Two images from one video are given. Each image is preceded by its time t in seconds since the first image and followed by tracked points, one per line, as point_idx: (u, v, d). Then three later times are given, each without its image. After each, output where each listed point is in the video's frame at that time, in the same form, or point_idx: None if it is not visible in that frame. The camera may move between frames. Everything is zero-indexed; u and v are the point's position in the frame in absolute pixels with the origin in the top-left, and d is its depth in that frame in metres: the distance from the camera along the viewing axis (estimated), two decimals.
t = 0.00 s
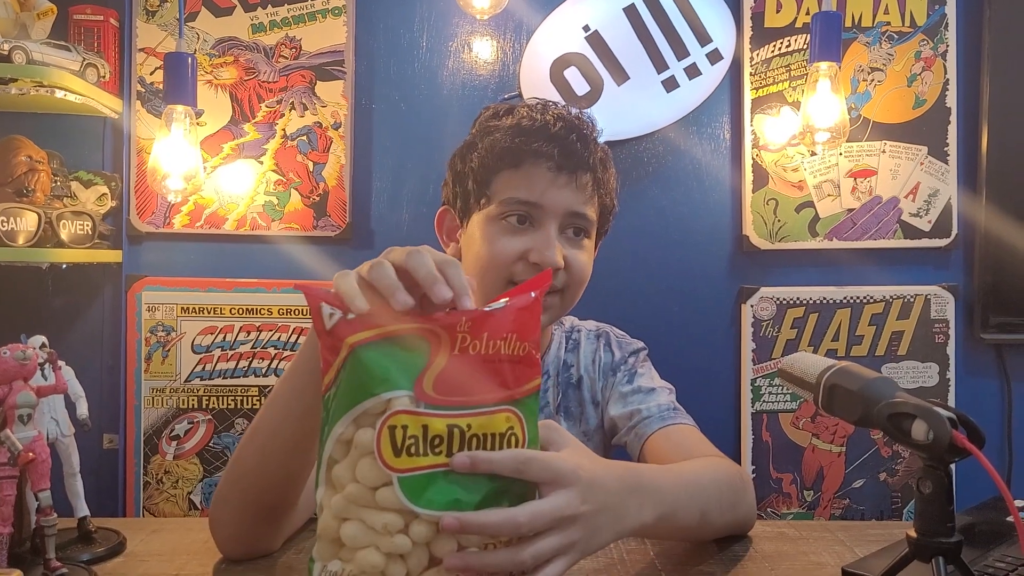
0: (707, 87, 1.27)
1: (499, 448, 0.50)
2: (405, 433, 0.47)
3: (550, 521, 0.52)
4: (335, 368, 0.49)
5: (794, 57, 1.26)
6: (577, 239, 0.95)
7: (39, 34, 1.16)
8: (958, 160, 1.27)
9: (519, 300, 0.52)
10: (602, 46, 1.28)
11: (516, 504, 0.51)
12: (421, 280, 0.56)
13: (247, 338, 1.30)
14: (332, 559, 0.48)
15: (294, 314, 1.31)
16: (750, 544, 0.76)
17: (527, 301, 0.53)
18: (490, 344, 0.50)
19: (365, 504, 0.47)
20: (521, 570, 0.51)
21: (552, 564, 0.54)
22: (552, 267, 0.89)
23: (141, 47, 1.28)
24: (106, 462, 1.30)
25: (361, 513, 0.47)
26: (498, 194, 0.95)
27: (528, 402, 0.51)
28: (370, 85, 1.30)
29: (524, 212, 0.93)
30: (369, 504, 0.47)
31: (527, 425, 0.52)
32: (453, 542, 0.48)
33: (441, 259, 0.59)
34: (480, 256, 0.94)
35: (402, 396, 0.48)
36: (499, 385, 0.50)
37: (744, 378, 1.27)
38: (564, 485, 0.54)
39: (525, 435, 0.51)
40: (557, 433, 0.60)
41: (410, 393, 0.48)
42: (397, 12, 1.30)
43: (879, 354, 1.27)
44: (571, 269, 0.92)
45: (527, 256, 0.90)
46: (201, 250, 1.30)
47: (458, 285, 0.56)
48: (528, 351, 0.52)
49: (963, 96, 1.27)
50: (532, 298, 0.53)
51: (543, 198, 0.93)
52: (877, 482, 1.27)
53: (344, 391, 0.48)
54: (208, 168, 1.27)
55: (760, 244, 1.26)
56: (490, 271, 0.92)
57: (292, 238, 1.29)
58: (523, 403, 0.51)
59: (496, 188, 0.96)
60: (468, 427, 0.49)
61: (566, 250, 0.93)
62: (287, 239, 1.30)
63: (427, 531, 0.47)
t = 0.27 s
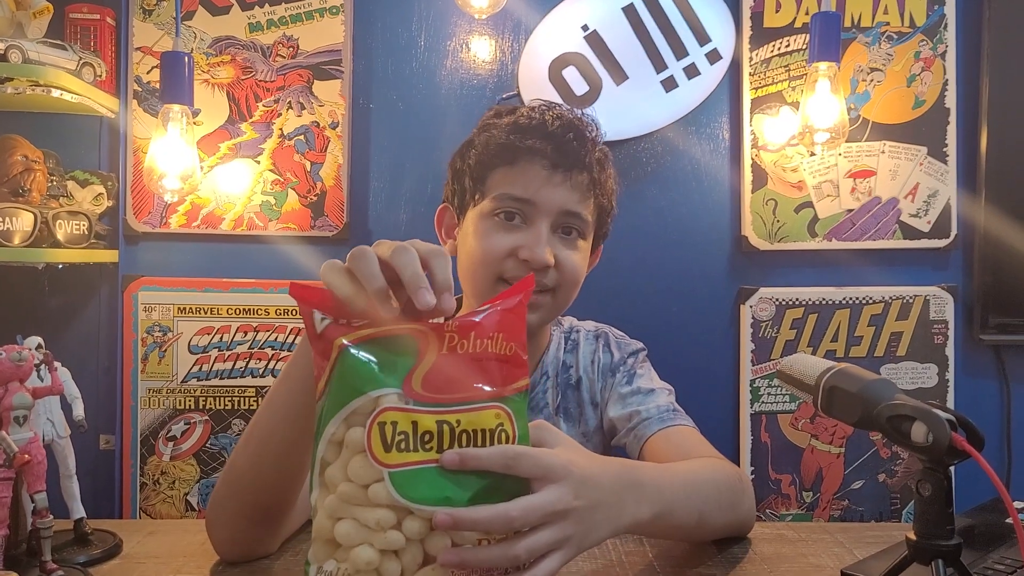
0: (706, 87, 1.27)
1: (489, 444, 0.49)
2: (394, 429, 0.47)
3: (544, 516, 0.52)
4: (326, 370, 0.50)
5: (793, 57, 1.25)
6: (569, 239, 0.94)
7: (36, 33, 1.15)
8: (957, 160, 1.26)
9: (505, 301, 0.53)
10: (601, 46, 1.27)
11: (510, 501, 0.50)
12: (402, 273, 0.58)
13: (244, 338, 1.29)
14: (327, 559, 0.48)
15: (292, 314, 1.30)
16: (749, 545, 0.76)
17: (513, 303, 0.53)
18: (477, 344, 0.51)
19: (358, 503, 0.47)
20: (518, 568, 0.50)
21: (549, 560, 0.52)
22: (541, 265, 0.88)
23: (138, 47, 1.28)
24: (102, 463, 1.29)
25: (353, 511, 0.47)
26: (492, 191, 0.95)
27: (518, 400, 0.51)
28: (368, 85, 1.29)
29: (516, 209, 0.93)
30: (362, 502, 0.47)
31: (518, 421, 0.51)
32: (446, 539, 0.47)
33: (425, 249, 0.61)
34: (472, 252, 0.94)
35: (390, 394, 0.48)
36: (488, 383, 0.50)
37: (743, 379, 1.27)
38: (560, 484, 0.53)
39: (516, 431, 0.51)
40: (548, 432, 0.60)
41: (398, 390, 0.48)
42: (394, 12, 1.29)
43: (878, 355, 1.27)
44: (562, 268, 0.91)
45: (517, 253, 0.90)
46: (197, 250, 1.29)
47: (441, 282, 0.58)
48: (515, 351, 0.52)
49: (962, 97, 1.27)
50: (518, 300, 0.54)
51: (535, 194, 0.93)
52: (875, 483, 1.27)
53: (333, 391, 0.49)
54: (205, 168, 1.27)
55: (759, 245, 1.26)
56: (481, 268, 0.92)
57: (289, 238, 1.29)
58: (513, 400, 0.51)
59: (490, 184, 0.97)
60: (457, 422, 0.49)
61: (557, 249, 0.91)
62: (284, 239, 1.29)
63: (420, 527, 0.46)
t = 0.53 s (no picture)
0: (705, 88, 1.27)
1: (493, 448, 0.49)
2: (398, 432, 0.47)
3: (547, 519, 0.52)
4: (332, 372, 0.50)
5: (793, 58, 1.25)
6: (576, 250, 0.95)
7: (37, 34, 1.15)
8: (957, 161, 1.26)
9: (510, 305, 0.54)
10: (601, 47, 1.27)
11: (512, 503, 0.50)
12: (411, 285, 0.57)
13: (245, 338, 1.30)
14: (330, 560, 0.48)
15: (292, 314, 1.30)
16: (749, 546, 0.76)
17: (518, 307, 0.54)
18: (483, 346, 0.51)
19: (361, 504, 0.47)
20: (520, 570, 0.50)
21: (550, 564, 0.53)
22: (548, 269, 0.89)
23: (139, 47, 1.28)
24: (103, 463, 1.30)
25: (357, 512, 0.47)
26: (510, 186, 0.96)
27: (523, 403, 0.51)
28: (368, 85, 1.29)
29: (534, 209, 0.93)
30: (365, 503, 0.47)
31: (523, 424, 0.51)
32: (449, 542, 0.47)
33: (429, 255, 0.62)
34: (480, 245, 0.92)
35: (395, 395, 0.48)
36: (492, 385, 0.50)
37: (743, 379, 1.27)
38: (561, 486, 0.54)
39: (520, 435, 0.51)
40: (551, 436, 0.60)
41: (403, 392, 0.48)
42: (395, 12, 1.30)
43: (877, 356, 1.27)
44: (565, 275, 0.92)
45: (526, 253, 0.89)
46: (198, 250, 1.30)
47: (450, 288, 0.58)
48: (521, 353, 0.52)
49: (962, 97, 1.27)
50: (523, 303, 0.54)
51: (557, 200, 0.94)
52: (875, 483, 1.27)
53: (339, 393, 0.49)
54: (206, 168, 1.27)
55: (758, 245, 1.26)
56: (488, 261, 0.91)
57: (289, 238, 1.29)
58: (518, 403, 0.51)
59: (510, 180, 0.97)
60: (461, 425, 0.49)
61: (565, 258, 0.92)
62: (285, 240, 1.30)
63: (423, 529, 0.47)
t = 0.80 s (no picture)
0: (701, 87, 1.27)
1: (495, 446, 0.49)
2: (398, 429, 0.48)
3: (547, 519, 0.52)
4: (333, 369, 0.50)
5: (788, 58, 1.26)
6: (579, 250, 0.95)
7: (32, 32, 1.16)
8: (951, 161, 1.27)
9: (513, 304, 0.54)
10: (597, 46, 1.28)
11: (512, 504, 0.50)
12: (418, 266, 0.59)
13: (241, 337, 1.30)
14: (329, 557, 0.48)
15: (288, 313, 1.30)
16: (744, 543, 0.76)
17: (520, 306, 0.54)
18: (484, 345, 0.51)
19: (360, 501, 0.47)
20: (520, 570, 0.50)
21: (549, 563, 0.52)
22: (555, 267, 0.88)
23: (135, 46, 1.28)
24: (99, 462, 1.30)
25: (356, 509, 0.47)
26: (517, 185, 0.96)
27: (523, 403, 0.52)
28: (365, 84, 1.29)
29: (542, 208, 0.93)
30: (364, 500, 0.47)
31: (524, 424, 0.51)
32: (447, 540, 0.47)
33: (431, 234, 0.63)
34: (487, 240, 0.92)
35: (395, 393, 0.48)
36: (493, 384, 0.50)
37: (738, 378, 1.27)
38: (559, 485, 0.53)
39: (521, 435, 0.51)
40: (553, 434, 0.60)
41: (404, 390, 0.49)
42: (392, 12, 1.30)
43: (872, 354, 1.28)
44: (568, 275, 0.92)
45: (533, 251, 0.89)
46: (194, 249, 1.30)
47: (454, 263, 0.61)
48: (522, 353, 0.53)
49: (956, 97, 1.27)
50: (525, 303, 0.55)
51: (567, 200, 0.94)
52: (869, 481, 1.27)
53: (340, 390, 0.49)
54: (202, 167, 1.27)
55: (754, 244, 1.26)
56: (492, 258, 0.90)
57: (286, 237, 1.29)
58: (518, 403, 0.51)
59: (518, 178, 0.97)
60: (462, 423, 0.49)
61: (570, 258, 0.92)
62: (281, 238, 1.30)
63: (422, 527, 0.47)
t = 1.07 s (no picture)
0: (700, 84, 1.27)
1: (493, 442, 0.49)
2: (395, 425, 0.47)
3: (547, 515, 0.52)
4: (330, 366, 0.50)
5: (787, 55, 1.26)
6: (563, 240, 0.95)
7: (29, 27, 1.17)
8: (950, 159, 1.27)
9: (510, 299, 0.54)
10: (595, 43, 1.27)
11: (513, 501, 0.50)
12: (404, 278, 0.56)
13: (238, 334, 1.29)
14: (327, 553, 0.48)
15: (286, 310, 1.30)
16: (742, 540, 0.76)
17: (517, 300, 0.54)
18: (481, 341, 0.51)
19: (358, 496, 0.47)
20: (518, 565, 0.50)
21: (547, 560, 0.53)
22: (537, 260, 0.88)
23: (132, 42, 1.27)
24: (95, 458, 1.29)
25: (353, 505, 0.47)
26: (495, 181, 0.96)
27: (521, 397, 0.51)
28: (362, 81, 1.29)
29: (519, 202, 0.92)
30: (361, 495, 0.47)
31: (521, 419, 0.51)
32: (445, 536, 0.47)
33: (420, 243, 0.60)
34: (469, 241, 0.92)
35: (392, 388, 0.48)
36: (490, 379, 0.50)
37: (736, 376, 1.27)
38: (558, 482, 0.53)
39: (518, 430, 0.51)
40: (552, 430, 0.60)
41: (400, 386, 0.48)
42: (389, 8, 1.29)
43: (870, 352, 1.28)
44: (553, 267, 0.91)
45: (514, 246, 0.89)
46: (192, 245, 1.29)
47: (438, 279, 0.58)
48: (520, 348, 0.52)
49: (955, 95, 1.27)
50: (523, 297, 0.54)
51: (542, 191, 0.93)
52: (867, 479, 1.27)
53: (336, 386, 0.49)
54: (199, 163, 1.27)
55: (752, 241, 1.26)
56: (477, 257, 0.90)
57: (283, 234, 1.29)
58: (515, 397, 0.51)
59: (496, 175, 0.97)
60: (459, 418, 0.48)
61: (552, 249, 0.92)
62: (279, 235, 1.29)
63: (420, 522, 0.47)
